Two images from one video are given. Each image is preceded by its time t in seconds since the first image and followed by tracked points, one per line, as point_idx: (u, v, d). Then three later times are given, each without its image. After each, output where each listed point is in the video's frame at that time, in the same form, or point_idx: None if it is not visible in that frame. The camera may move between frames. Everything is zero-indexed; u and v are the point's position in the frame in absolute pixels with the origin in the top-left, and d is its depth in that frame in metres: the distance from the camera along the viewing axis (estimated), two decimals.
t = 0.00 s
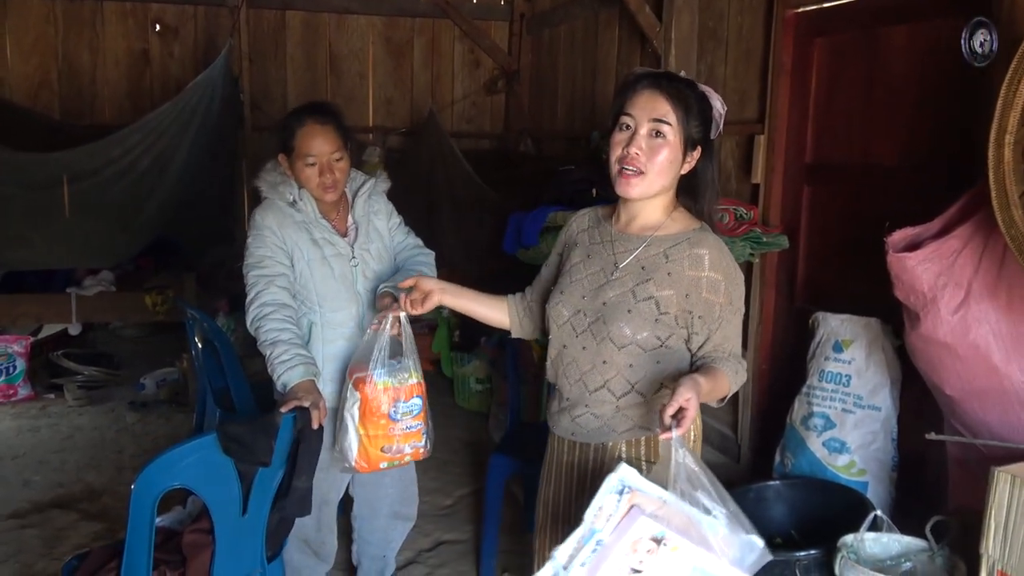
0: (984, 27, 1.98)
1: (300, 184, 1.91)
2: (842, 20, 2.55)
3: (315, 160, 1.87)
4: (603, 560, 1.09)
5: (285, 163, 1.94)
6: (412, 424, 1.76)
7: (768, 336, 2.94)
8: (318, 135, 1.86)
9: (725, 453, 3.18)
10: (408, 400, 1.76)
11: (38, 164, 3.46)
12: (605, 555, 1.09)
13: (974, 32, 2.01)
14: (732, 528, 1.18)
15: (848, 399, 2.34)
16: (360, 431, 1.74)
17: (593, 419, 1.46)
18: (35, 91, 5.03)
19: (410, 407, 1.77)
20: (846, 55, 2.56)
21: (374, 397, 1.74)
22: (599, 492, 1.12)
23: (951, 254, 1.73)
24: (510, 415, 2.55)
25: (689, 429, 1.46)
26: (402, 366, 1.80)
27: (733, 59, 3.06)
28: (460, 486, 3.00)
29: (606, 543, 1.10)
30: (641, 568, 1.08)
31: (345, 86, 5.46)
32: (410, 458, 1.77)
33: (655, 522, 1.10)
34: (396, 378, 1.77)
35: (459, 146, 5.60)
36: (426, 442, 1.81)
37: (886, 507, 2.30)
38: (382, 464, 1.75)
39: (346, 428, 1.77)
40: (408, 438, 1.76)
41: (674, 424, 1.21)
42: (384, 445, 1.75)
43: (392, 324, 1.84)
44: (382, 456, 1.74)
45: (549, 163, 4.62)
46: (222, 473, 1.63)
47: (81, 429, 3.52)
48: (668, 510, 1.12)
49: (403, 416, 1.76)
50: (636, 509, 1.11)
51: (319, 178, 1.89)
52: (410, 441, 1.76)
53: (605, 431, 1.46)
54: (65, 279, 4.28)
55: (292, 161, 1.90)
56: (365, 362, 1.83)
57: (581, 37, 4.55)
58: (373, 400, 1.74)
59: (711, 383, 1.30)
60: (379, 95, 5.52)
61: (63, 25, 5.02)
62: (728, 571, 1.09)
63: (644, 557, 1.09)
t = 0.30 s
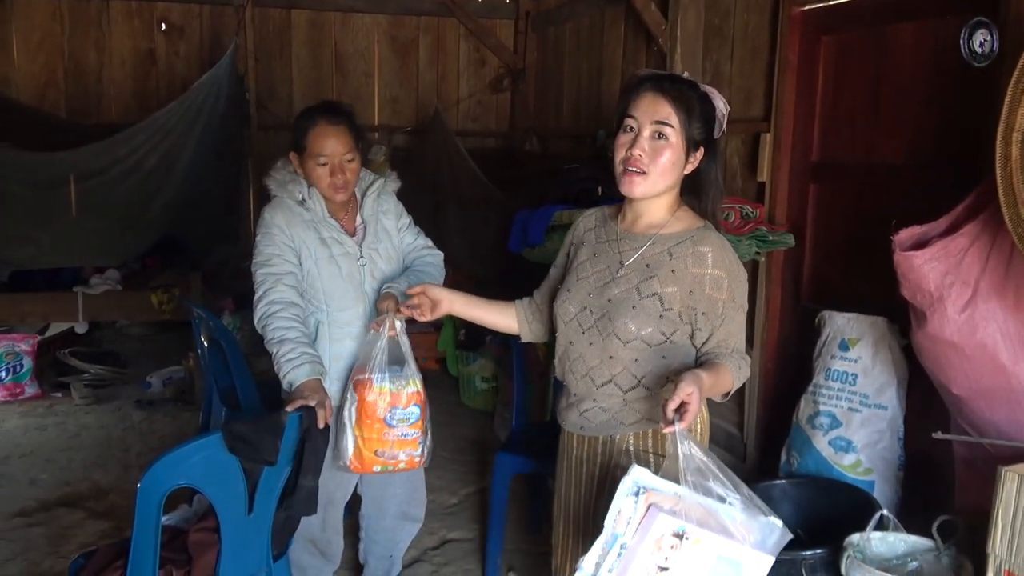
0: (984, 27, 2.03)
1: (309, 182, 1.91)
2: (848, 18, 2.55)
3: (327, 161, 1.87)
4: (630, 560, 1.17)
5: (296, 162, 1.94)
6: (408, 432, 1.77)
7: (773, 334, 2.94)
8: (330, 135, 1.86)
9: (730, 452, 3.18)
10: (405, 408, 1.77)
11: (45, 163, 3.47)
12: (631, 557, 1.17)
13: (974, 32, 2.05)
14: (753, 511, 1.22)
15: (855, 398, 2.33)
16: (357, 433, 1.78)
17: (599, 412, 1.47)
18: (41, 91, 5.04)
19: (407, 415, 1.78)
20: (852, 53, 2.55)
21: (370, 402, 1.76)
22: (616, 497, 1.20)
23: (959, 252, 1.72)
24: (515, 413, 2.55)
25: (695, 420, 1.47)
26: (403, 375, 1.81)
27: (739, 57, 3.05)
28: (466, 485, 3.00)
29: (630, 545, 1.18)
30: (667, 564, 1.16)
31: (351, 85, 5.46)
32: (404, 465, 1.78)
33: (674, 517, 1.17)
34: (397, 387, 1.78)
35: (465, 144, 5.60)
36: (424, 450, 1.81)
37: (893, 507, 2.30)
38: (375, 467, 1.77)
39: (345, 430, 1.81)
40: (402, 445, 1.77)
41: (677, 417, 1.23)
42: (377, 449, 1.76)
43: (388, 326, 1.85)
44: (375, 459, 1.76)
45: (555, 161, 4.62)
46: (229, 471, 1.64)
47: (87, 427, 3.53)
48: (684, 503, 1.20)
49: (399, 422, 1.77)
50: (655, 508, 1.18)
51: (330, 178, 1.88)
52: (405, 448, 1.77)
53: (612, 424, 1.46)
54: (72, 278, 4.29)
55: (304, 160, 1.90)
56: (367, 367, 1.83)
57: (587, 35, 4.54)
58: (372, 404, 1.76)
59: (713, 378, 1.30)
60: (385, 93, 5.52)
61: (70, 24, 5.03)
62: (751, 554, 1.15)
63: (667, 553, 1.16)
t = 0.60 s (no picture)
0: (983, 27, 2.01)
1: (311, 183, 1.92)
2: (851, 18, 2.54)
3: (330, 165, 1.87)
4: (623, 538, 1.19)
5: (300, 162, 1.94)
6: (400, 443, 1.79)
7: (775, 334, 2.94)
8: (334, 139, 1.86)
9: (732, 451, 3.17)
10: (399, 418, 1.79)
11: (47, 162, 3.48)
12: (624, 535, 1.19)
13: (973, 32, 2.04)
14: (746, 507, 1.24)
15: (857, 398, 2.33)
16: (351, 441, 1.78)
17: (612, 406, 1.47)
18: (44, 89, 5.05)
19: (400, 426, 1.80)
20: (855, 52, 2.55)
21: (364, 411, 1.78)
22: (615, 476, 1.22)
23: (961, 252, 1.72)
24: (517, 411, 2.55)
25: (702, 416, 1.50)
26: (398, 387, 1.84)
27: (742, 56, 3.05)
28: (468, 484, 3.00)
29: (624, 523, 1.20)
30: (658, 546, 1.18)
31: (353, 84, 5.46)
32: (393, 477, 1.79)
33: (670, 501, 1.19)
34: (392, 397, 1.81)
35: (467, 143, 5.59)
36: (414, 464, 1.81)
37: (895, 508, 2.30)
38: (364, 476, 1.78)
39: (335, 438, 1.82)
40: (393, 456, 1.78)
41: (678, 403, 1.23)
42: (369, 457, 1.77)
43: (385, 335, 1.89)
44: (365, 468, 1.77)
45: (557, 160, 4.61)
46: (231, 470, 1.64)
47: (90, 425, 3.54)
48: (680, 490, 1.21)
49: (391, 433, 1.79)
50: (652, 490, 1.20)
51: (332, 182, 1.89)
52: (395, 459, 1.78)
53: (624, 418, 1.46)
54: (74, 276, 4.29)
55: (308, 161, 1.90)
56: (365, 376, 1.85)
57: (589, 35, 4.54)
58: (367, 412, 1.78)
59: (716, 369, 1.30)
60: (387, 92, 5.52)
61: (73, 24, 5.04)
62: (740, 549, 1.17)
63: (659, 535, 1.18)
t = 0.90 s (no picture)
0: (983, 27, 2.00)
1: (311, 184, 1.91)
2: (854, 18, 2.54)
3: (327, 167, 1.87)
4: (598, 503, 1.14)
5: (298, 164, 1.94)
6: (411, 446, 1.80)
7: (778, 334, 2.94)
8: (333, 141, 1.85)
9: (734, 451, 3.17)
10: (409, 421, 1.80)
11: (51, 162, 3.49)
12: (601, 499, 1.13)
13: (972, 32, 2.02)
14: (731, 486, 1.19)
15: (859, 398, 2.33)
16: (363, 448, 1.78)
17: (623, 401, 1.48)
18: (48, 89, 5.06)
19: (410, 429, 1.80)
20: (858, 53, 2.54)
21: (376, 416, 1.79)
22: (598, 442, 1.17)
23: (964, 253, 1.73)
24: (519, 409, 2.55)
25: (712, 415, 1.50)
26: (405, 391, 1.85)
27: (745, 56, 3.05)
28: (470, 484, 3.00)
29: (603, 487, 1.14)
30: (635, 512, 1.12)
31: (356, 83, 5.47)
32: (406, 480, 1.80)
33: (649, 469, 1.13)
34: (402, 401, 1.82)
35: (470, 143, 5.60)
36: (424, 467, 1.83)
37: (897, 509, 2.29)
38: (379, 483, 1.78)
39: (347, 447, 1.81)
40: (406, 459, 1.79)
41: (665, 378, 1.27)
42: (382, 463, 1.78)
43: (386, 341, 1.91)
44: (380, 474, 1.77)
45: (560, 160, 4.61)
46: (233, 470, 1.64)
47: (93, 424, 3.54)
48: (661, 460, 1.15)
49: (403, 436, 1.79)
50: (632, 456, 1.14)
51: (330, 185, 1.89)
52: (408, 462, 1.79)
53: (635, 413, 1.48)
54: (78, 275, 4.30)
55: (306, 164, 1.89)
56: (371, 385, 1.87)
57: (592, 35, 4.54)
58: (378, 417, 1.79)
59: (715, 352, 1.32)
60: (390, 92, 5.53)
61: (76, 23, 5.05)
62: (717, 524, 1.12)
63: (635, 502, 1.12)
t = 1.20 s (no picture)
0: (983, 27, 2.00)
1: (318, 185, 1.91)
2: (860, 19, 2.54)
3: (332, 166, 1.87)
4: (587, 470, 1.19)
5: (304, 164, 1.94)
6: (428, 444, 1.84)
7: (785, 335, 2.93)
8: (338, 140, 1.86)
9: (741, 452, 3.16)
10: (423, 420, 1.84)
11: (58, 162, 3.50)
12: (589, 462, 1.19)
13: (971, 32, 2.01)
14: (723, 454, 1.25)
15: (866, 400, 2.32)
16: (382, 454, 1.81)
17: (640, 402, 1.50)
18: (56, 89, 5.08)
19: (425, 427, 1.84)
20: (865, 53, 2.54)
21: (392, 422, 1.81)
22: (589, 410, 1.23)
23: (971, 254, 1.72)
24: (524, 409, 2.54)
25: (731, 417, 1.49)
26: (415, 390, 1.88)
27: (752, 57, 3.04)
28: (476, 484, 3.00)
29: (591, 451, 1.20)
30: (621, 475, 1.18)
31: (363, 84, 5.47)
32: (427, 477, 1.84)
33: (633, 436, 1.17)
34: (413, 402, 1.85)
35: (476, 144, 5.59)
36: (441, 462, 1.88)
37: (904, 510, 2.29)
38: (402, 484, 1.82)
39: (366, 453, 1.84)
40: (424, 458, 1.84)
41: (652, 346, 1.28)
42: (402, 465, 1.81)
43: (393, 338, 1.93)
44: (401, 476, 1.81)
45: (566, 160, 4.61)
46: (236, 470, 1.64)
47: (100, 423, 3.55)
48: (648, 427, 1.20)
49: (419, 436, 1.83)
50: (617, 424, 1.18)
51: (336, 183, 1.89)
52: (426, 460, 1.84)
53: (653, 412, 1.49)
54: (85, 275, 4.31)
55: (312, 164, 1.90)
56: (382, 392, 1.90)
57: (599, 35, 4.53)
58: (393, 422, 1.81)
59: (716, 336, 1.33)
60: (397, 93, 5.53)
61: (84, 23, 5.07)
62: (703, 489, 1.18)
63: (621, 468, 1.17)
